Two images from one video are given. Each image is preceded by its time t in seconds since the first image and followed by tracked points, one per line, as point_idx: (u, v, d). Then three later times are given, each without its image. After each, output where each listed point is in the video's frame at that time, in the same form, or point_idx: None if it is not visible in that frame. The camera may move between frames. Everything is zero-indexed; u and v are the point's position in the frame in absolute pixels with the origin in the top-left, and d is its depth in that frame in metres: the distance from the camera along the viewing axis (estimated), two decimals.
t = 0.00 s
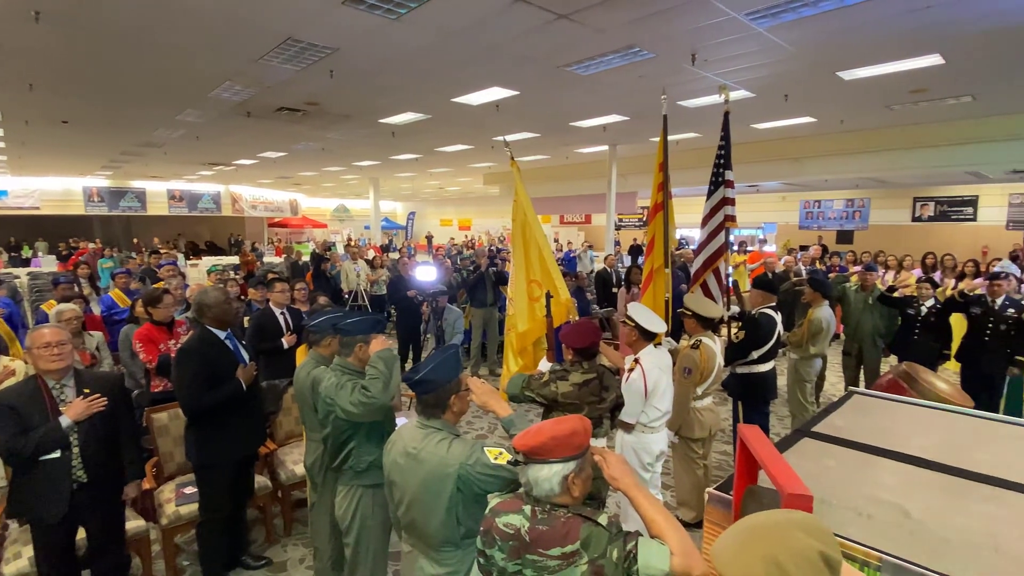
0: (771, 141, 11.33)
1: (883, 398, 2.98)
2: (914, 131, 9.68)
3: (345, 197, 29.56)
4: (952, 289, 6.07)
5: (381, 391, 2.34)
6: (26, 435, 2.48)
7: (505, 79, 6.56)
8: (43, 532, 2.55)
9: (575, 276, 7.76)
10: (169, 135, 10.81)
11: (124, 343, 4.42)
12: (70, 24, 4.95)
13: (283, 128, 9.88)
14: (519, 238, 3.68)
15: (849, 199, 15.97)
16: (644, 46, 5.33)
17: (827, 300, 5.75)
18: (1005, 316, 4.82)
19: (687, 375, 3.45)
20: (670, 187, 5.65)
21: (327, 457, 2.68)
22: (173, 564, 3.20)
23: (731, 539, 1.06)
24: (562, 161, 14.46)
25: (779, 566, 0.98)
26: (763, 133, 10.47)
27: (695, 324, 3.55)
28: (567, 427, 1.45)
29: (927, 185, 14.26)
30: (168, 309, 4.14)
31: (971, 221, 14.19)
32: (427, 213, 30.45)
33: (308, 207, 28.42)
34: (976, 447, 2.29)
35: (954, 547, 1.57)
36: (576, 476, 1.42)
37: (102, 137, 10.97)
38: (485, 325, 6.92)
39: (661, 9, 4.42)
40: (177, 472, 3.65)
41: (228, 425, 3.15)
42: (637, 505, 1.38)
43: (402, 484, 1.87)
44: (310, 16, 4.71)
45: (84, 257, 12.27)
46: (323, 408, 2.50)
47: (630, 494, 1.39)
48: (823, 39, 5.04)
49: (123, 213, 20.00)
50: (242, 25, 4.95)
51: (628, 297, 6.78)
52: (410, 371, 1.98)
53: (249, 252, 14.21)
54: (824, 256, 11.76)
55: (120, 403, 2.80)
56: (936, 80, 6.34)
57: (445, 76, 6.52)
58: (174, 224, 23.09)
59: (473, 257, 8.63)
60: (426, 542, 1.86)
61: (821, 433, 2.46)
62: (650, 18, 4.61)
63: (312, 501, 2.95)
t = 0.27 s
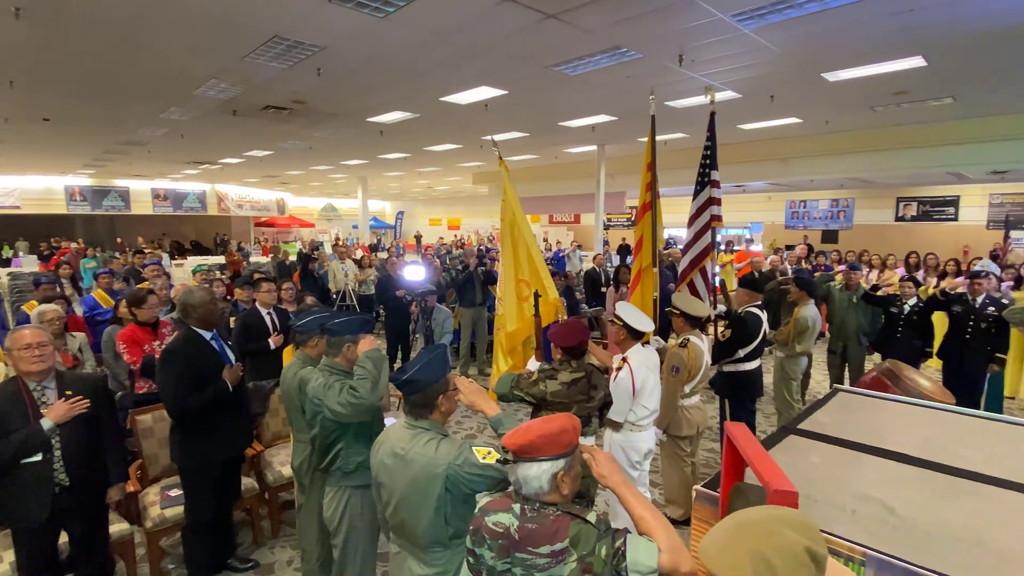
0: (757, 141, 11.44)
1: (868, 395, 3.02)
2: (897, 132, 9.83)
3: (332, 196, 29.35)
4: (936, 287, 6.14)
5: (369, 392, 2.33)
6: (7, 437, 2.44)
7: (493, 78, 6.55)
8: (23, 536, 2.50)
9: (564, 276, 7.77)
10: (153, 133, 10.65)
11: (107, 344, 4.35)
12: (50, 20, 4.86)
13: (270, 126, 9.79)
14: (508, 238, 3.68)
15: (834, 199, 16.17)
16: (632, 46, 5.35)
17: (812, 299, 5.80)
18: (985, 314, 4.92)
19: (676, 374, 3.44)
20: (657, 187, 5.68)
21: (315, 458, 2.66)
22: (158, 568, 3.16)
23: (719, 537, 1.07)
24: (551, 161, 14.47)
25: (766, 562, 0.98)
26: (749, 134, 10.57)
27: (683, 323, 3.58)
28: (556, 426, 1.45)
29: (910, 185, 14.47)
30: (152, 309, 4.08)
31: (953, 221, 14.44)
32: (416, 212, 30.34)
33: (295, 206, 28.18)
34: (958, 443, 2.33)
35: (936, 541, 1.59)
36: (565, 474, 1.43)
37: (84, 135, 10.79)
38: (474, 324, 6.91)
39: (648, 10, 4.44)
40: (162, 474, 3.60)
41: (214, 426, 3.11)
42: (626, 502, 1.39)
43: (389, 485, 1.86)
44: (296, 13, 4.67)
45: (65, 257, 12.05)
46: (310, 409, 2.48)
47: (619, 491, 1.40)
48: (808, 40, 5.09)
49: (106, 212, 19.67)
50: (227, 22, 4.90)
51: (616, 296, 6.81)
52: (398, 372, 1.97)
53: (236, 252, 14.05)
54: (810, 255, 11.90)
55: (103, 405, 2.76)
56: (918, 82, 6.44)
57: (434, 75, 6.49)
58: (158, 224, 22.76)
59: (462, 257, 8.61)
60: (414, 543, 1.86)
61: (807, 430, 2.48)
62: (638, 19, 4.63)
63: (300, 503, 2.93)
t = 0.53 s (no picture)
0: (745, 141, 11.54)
1: (854, 393, 3.06)
2: (881, 133, 9.96)
3: (321, 196, 29.14)
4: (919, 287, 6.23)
5: (357, 392, 2.31)
6: None
7: (483, 78, 6.54)
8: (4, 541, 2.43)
9: (554, 275, 7.79)
10: (138, 131, 10.50)
11: (90, 345, 4.27)
12: (30, 16, 4.76)
13: (257, 125, 9.69)
14: (497, 237, 3.67)
15: (820, 199, 16.35)
16: (621, 46, 5.37)
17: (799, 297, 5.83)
18: (968, 313, 5.02)
19: (665, 372, 3.45)
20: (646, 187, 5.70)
21: (303, 460, 2.63)
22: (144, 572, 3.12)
23: (709, 536, 1.06)
24: (541, 161, 14.49)
25: (755, 560, 0.98)
26: (737, 134, 10.66)
27: (672, 322, 3.60)
28: (546, 425, 1.45)
29: (894, 186, 14.68)
30: (137, 310, 4.02)
31: (936, 221, 14.66)
32: (405, 211, 30.21)
33: (283, 205, 27.94)
34: (942, 440, 2.37)
35: (921, 537, 1.61)
36: (554, 473, 1.42)
37: (67, 133, 10.61)
38: (464, 324, 6.90)
39: (637, 10, 4.46)
40: (147, 477, 3.55)
41: (201, 427, 3.07)
42: (615, 500, 1.39)
43: (378, 486, 1.84)
44: (284, 11, 4.62)
45: (48, 257, 11.84)
46: (298, 410, 2.46)
47: (608, 490, 1.40)
48: (795, 42, 5.14)
49: (91, 211, 19.35)
50: (213, 19, 4.84)
51: (606, 296, 6.83)
52: (386, 372, 1.96)
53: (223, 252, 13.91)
54: (796, 254, 12.03)
55: (86, 407, 2.71)
56: (902, 83, 6.53)
57: (423, 74, 6.47)
58: (144, 223, 22.44)
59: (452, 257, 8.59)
60: (402, 545, 1.84)
61: (795, 428, 2.50)
62: (627, 19, 4.65)
63: (288, 505, 2.90)
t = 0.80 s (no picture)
0: (733, 141, 11.63)
1: (841, 391, 3.08)
2: (867, 133, 10.08)
3: (310, 195, 28.91)
4: (905, 285, 6.27)
5: (345, 393, 2.29)
6: None
7: (473, 76, 6.52)
8: None
9: (544, 275, 7.79)
10: (122, 130, 10.35)
11: (73, 347, 4.20)
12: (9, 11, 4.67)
13: (245, 123, 9.59)
14: (487, 236, 3.66)
15: (807, 199, 16.52)
16: (610, 46, 5.38)
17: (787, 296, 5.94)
18: (951, 311, 5.09)
19: (654, 371, 3.46)
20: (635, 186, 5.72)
21: (290, 461, 2.61)
22: None
23: (697, 534, 1.06)
24: (531, 160, 14.49)
25: (744, 559, 0.98)
26: (726, 134, 10.74)
27: (661, 321, 3.62)
28: (536, 424, 1.44)
29: (879, 186, 14.87)
30: (121, 311, 3.96)
31: (920, 220, 14.88)
32: (394, 211, 30.07)
33: (272, 204, 27.68)
34: (926, 437, 2.40)
35: (907, 533, 1.63)
36: (544, 473, 1.41)
37: (49, 131, 10.42)
38: (454, 323, 6.88)
39: (625, 10, 4.47)
40: (132, 480, 3.50)
41: (186, 429, 3.03)
42: (604, 499, 1.39)
43: (366, 488, 1.83)
44: (270, 8, 4.57)
45: (30, 257, 11.62)
46: (285, 411, 2.44)
47: (597, 488, 1.40)
48: (782, 43, 5.19)
49: (74, 211, 19.03)
50: (199, 16, 4.78)
51: (595, 295, 6.85)
52: (374, 372, 1.94)
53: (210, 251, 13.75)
54: (784, 254, 12.15)
55: (68, 409, 2.66)
56: (887, 84, 6.62)
57: (412, 73, 6.43)
58: (129, 222, 22.11)
59: (441, 256, 8.56)
60: (391, 546, 1.83)
61: (783, 426, 2.52)
62: (616, 19, 4.65)
63: (276, 506, 2.87)
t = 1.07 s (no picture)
0: (722, 142, 11.71)
1: (828, 389, 3.12)
2: (853, 134, 10.20)
3: (299, 194, 28.69)
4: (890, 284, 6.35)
5: (334, 394, 2.27)
6: None
7: (463, 76, 6.50)
8: None
9: (535, 274, 7.79)
10: (107, 128, 10.19)
11: (56, 348, 4.12)
12: None
13: (232, 121, 9.49)
14: (477, 236, 3.65)
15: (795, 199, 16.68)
16: (600, 46, 5.39)
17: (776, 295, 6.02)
18: (936, 309, 5.14)
19: (644, 370, 3.47)
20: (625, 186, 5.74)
21: (279, 463, 2.58)
22: None
23: (687, 532, 1.07)
24: (522, 160, 14.48)
25: (734, 556, 0.99)
26: (715, 135, 10.81)
27: (651, 321, 3.64)
28: (525, 424, 1.44)
29: (866, 186, 15.04)
30: (106, 311, 3.89)
31: (906, 220, 15.08)
32: (384, 210, 29.92)
33: (260, 203, 27.44)
34: (912, 434, 2.43)
35: (893, 529, 1.65)
36: (533, 473, 1.41)
37: (31, 129, 10.24)
38: (444, 323, 6.87)
39: (615, 10, 4.48)
40: (117, 483, 3.44)
41: (173, 430, 2.99)
42: (594, 499, 1.38)
43: (356, 489, 1.82)
44: (258, 5, 4.52)
45: (12, 257, 11.42)
46: (273, 413, 2.41)
47: (586, 488, 1.40)
48: (770, 44, 5.23)
49: (58, 210, 18.72)
50: (185, 13, 4.72)
51: (586, 294, 6.87)
52: (363, 373, 1.93)
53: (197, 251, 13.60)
54: (772, 253, 12.25)
55: (51, 412, 2.60)
56: (873, 85, 6.69)
57: (402, 72, 6.40)
58: (115, 221, 21.81)
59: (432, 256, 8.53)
60: (381, 548, 1.82)
61: (771, 424, 2.54)
62: (606, 19, 4.66)
63: (264, 508, 2.84)
